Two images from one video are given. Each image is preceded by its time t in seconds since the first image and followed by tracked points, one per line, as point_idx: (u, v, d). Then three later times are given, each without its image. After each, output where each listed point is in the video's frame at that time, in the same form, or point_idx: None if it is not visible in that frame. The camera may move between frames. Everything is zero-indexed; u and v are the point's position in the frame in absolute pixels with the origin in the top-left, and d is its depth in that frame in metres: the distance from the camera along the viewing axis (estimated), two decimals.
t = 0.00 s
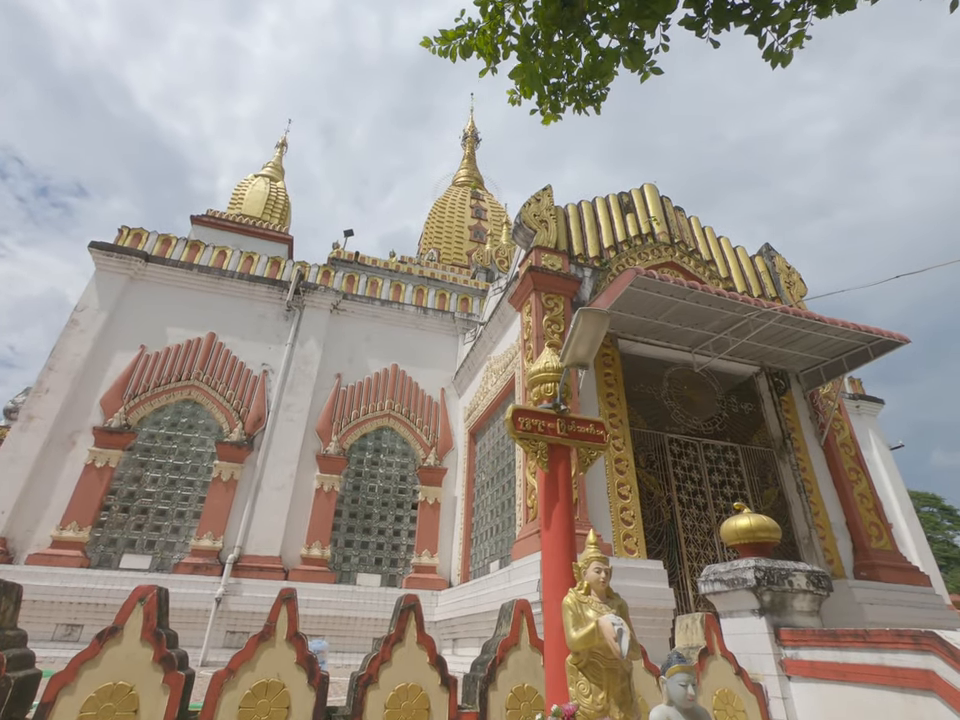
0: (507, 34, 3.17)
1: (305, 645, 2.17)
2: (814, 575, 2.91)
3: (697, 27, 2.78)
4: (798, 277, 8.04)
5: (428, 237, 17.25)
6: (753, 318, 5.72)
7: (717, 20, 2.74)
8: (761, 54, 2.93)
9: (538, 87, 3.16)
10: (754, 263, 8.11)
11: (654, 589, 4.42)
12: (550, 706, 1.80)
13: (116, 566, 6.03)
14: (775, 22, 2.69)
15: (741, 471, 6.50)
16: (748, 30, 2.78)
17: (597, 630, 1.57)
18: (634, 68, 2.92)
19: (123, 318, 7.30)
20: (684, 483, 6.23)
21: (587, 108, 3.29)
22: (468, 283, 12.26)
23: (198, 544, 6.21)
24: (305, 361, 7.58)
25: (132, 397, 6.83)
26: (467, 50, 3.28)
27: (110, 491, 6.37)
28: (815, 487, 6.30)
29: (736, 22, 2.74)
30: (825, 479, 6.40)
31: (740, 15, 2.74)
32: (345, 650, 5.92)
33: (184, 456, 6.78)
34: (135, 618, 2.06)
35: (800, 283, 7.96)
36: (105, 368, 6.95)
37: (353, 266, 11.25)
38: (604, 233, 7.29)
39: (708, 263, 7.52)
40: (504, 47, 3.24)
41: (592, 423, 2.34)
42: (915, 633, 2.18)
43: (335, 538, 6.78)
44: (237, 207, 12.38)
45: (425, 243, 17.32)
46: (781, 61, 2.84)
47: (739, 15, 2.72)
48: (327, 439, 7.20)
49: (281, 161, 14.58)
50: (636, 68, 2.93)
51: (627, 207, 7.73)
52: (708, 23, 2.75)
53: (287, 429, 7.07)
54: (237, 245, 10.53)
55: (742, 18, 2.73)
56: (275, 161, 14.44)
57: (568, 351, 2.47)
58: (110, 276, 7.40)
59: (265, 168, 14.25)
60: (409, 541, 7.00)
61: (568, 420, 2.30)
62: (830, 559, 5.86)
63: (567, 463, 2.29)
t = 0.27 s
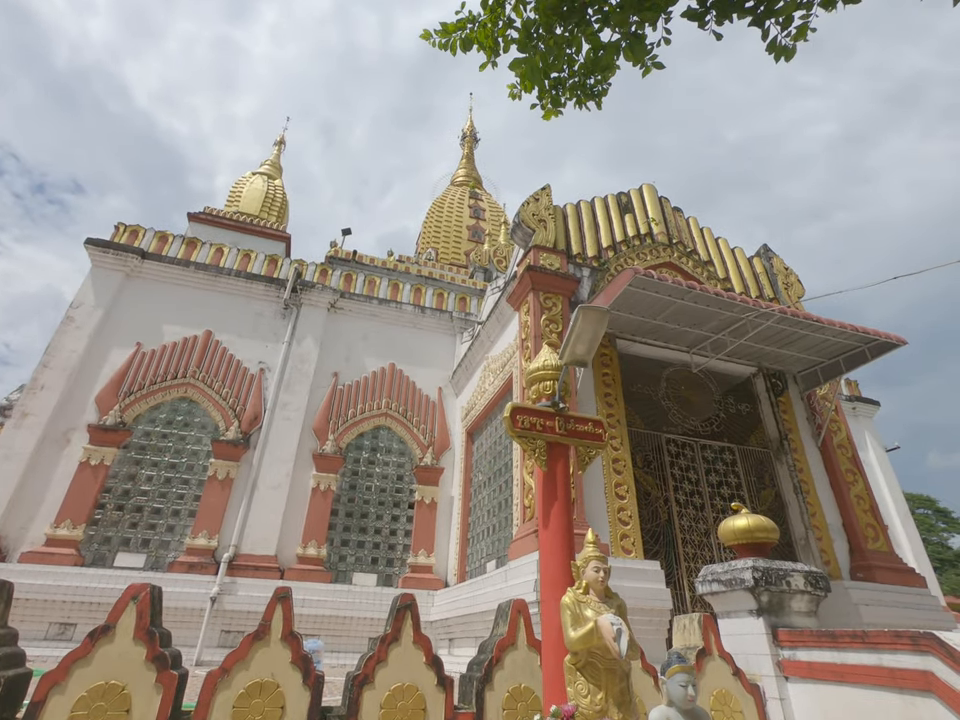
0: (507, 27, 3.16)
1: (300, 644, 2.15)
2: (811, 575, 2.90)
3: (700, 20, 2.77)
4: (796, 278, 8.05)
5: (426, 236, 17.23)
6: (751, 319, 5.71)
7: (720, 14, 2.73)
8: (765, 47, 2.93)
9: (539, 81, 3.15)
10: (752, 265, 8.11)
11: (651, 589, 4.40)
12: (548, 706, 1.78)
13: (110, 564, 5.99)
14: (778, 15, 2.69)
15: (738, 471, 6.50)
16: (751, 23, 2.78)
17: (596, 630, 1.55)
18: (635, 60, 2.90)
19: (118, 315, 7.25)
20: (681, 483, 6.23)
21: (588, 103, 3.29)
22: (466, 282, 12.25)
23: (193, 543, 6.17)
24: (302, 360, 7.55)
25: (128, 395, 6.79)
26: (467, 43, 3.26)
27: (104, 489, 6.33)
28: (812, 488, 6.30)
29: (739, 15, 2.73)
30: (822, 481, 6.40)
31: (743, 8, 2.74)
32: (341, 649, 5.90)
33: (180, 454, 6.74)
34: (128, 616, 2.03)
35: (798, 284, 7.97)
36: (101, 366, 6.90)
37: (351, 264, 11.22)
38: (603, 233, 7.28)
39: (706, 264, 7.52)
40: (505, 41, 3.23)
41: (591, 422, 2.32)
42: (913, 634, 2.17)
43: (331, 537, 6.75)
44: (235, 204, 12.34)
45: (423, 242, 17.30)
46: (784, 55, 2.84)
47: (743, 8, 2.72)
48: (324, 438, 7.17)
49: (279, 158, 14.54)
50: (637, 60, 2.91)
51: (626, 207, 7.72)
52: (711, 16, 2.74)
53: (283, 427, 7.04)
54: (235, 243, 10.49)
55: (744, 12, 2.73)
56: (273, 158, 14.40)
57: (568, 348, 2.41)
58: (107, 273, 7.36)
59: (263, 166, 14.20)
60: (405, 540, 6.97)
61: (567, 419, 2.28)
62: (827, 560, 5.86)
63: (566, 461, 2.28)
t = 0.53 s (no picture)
0: (508, 19, 3.14)
1: (295, 642, 2.14)
2: (809, 574, 2.89)
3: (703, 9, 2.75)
4: (793, 278, 8.05)
5: (424, 235, 17.20)
6: (749, 318, 5.71)
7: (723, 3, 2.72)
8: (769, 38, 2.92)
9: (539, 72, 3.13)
10: (750, 264, 8.11)
11: (648, 588, 4.40)
12: (546, 705, 1.76)
13: (104, 562, 5.96)
14: (782, 5, 2.68)
15: (735, 471, 6.50)
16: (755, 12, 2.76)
17: (594, 629, 1.54)
18: (636, 49, 2.88)
19: (114, 312, 7.21)
20: (678, 482, 6.23)
21: (589, 96, 3.27)
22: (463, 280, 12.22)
23: (188, 541, 6.13)
24: (299, 357, 7.53)
25: (123, 391, 6.75)
26: (467, 35, 3.24)
27: (99, 486, 6.29)
28: (809, 487, 6.29)
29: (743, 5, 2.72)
30: (818, 480, 6.41)
31: None
32: (337, 648, 5.88)
33: (175, 452, 6.71)
34: (121, 614, 2.01)
35: (796, 284, 7.98)
36: (96, 362, 6.86)
37: (348, 262, 11.18)
38: (601, 231, 7.27)
39: (704, 263, 7.52)
40: (505, 33, 3.20)
41: (590, 420, 2.31)
42: (912, 633, 2.16)
43: (327, 535, 6.73)
44: (232, 201, 12.28)
45: (421, 240, 17.28)
46: (789, 46, 2.83)
47: None
48: (320, 435, 7.14)
49: (277, 155, 14.48)
50: (637, 49, 2.89)
51: (624, 206, 7.69)
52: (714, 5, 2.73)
53: (279, 425, 7.01)
54: (231, 240, 10.44)
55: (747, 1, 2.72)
56: (271, 155, 14.34)
57: (566, 347, 2.40)
58: (102, 269, 7.31)
59: (260, 162, 14.14)
60: (401, 538, 6.95)
61: (565, 416, 2.27)
62: (823, 560, 5.86)
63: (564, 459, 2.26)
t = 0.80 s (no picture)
0: (509, 9, 3.12)
1: (290, 639, 2.12)
2: (806, 572, 2.89)
3: None
4: (791, 277, 8.06)
5: (422, 232, 17.16)
6: (746, 317, 5.71)
7: None
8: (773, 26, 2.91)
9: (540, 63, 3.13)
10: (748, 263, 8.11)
11: (645, 586, 4.39)
12: (544, 702, 1.75)
13: (99, 558, 5.92)
14: None
15: (731, 469, 6.51)
16: None
17: (592, 626, 1.53)
18: (638, 37, 2.87)
19: (109, 307, 7.16)
20: (675, 480, 6.23)
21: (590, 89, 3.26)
22: (461, 278, 12.20)
23: (183, 537, 6.11)
24: (295, 354, 7.49)
25: (118, 387, 6.71)
26: (468, 26, 3.22)
27: (93, 482, 6.25)
28: (805, 486, 6.30)
29: None
30: (814, 479, 6.41)
31: None
32: (332, 645, 5.87)
33: (171, 448, 6.67)
34: (114, 609, 1.99)
35: (793, 283, 7.99)
36: (90, 357, 6.81)
37: (346, 259, 11.14)
38: (600, 229, 7.25)
39: (702, 262, 7.52)
40: (506, 24, 3.19)
41: (588, 416, 2.29)
42: (909, 631, 2.16)
43: (323, 532, 6.70)
44: (229, 196, 12.22)
45: (418, 238, 17.24)
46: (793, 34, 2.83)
47: None
48: (317, 432, 7.11)
49: (274, 151, 14.42)
50: (640, 36, 2.88)
51: (622, 204, 7.67)
52: None
53: (276, 422, 6.98)
54: (228, 235, 10.39)
55: None
56: (268, 151, 14.28)
57: (566, 342, 2.40)
58: (97, 264, 7.26)
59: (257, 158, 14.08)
60: (398, 536, 6.94)
61: (563, 412, 2.26)
62: (819, 558, 5.87)
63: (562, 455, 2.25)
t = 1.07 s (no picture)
0: None
1: (285, 632, 2.11)
2: (802, 569, 2.89)
3: None
4: (788, 276, 8.07)
5: (419, 229, 17.11)
6: (744, 314, 5.71)
7: None
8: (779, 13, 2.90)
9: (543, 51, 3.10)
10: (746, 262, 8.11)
11: (641, 582, 4.39)
12: (541, 698, 1.74)
13: (92, 552, 5.89)
14: None
15: (727, 466, 6.52)
16: None
17: (590, 620, 1.52)
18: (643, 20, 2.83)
19: (104, 300, 7.11)
20: (671, 478, 6.24)
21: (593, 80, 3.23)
22: (458, 275, 12.16)
23: (177, 532, 6.08)
24: (291, 348, 7.46)
25: (113, 380, 6.66)
26: (469, 13, 3.19)
27: (87, 476, 6.21)
28: (800, 484, 6.31)
29: None
30: (810, 477, 6.43)
31: None
32: (327, 640, 5.86)
33: (166, 442, 6.64)
34: (107, 602, 1.97)
35: (790, 282, 8.00)
36: (84, 350, 6.76)
37: (343, 254, 11.10)
38: (598, 226, 7.24)
39: (700, 259, 7.51)
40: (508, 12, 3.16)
41: (587, 411, 2.28)
42: (905, 628, 2.16)
43: (318, 527, 6.68)
44: (225, 190, 12.15)
45: (416, 234, 17.19)
46: (801, 19, 2.82)
47: None
48: (313, 427, 7.09)
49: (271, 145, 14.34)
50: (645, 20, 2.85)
51: (621, 201, 7.62)
52: None
53: (271, 416, 6.95)
54: (224, 229, 10.32)
55: None
56: (265, 145, 14.19)
57: (566, 334, 2.37)
58: (92, 256, 7.20)
59: (254, 152, 13.99)
60: (393, 531, 6.93)
61: (562, 407, 2.24)
62: (813, 556, 5.89)
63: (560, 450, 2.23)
